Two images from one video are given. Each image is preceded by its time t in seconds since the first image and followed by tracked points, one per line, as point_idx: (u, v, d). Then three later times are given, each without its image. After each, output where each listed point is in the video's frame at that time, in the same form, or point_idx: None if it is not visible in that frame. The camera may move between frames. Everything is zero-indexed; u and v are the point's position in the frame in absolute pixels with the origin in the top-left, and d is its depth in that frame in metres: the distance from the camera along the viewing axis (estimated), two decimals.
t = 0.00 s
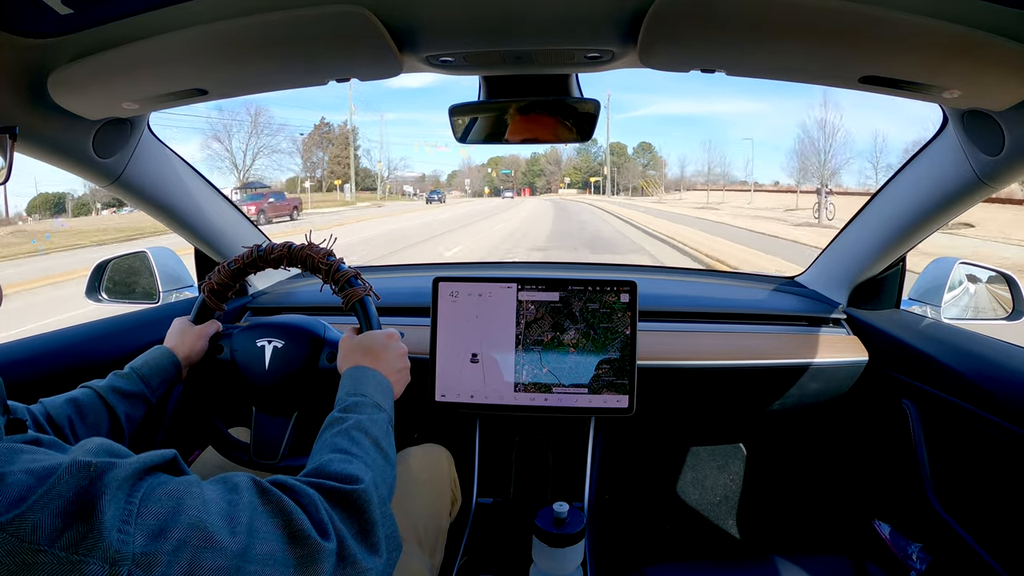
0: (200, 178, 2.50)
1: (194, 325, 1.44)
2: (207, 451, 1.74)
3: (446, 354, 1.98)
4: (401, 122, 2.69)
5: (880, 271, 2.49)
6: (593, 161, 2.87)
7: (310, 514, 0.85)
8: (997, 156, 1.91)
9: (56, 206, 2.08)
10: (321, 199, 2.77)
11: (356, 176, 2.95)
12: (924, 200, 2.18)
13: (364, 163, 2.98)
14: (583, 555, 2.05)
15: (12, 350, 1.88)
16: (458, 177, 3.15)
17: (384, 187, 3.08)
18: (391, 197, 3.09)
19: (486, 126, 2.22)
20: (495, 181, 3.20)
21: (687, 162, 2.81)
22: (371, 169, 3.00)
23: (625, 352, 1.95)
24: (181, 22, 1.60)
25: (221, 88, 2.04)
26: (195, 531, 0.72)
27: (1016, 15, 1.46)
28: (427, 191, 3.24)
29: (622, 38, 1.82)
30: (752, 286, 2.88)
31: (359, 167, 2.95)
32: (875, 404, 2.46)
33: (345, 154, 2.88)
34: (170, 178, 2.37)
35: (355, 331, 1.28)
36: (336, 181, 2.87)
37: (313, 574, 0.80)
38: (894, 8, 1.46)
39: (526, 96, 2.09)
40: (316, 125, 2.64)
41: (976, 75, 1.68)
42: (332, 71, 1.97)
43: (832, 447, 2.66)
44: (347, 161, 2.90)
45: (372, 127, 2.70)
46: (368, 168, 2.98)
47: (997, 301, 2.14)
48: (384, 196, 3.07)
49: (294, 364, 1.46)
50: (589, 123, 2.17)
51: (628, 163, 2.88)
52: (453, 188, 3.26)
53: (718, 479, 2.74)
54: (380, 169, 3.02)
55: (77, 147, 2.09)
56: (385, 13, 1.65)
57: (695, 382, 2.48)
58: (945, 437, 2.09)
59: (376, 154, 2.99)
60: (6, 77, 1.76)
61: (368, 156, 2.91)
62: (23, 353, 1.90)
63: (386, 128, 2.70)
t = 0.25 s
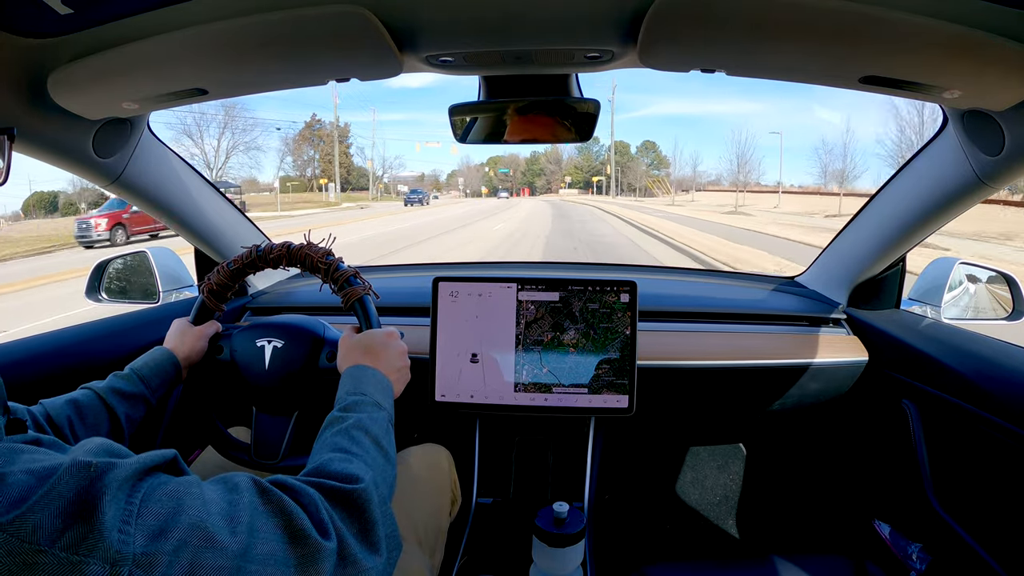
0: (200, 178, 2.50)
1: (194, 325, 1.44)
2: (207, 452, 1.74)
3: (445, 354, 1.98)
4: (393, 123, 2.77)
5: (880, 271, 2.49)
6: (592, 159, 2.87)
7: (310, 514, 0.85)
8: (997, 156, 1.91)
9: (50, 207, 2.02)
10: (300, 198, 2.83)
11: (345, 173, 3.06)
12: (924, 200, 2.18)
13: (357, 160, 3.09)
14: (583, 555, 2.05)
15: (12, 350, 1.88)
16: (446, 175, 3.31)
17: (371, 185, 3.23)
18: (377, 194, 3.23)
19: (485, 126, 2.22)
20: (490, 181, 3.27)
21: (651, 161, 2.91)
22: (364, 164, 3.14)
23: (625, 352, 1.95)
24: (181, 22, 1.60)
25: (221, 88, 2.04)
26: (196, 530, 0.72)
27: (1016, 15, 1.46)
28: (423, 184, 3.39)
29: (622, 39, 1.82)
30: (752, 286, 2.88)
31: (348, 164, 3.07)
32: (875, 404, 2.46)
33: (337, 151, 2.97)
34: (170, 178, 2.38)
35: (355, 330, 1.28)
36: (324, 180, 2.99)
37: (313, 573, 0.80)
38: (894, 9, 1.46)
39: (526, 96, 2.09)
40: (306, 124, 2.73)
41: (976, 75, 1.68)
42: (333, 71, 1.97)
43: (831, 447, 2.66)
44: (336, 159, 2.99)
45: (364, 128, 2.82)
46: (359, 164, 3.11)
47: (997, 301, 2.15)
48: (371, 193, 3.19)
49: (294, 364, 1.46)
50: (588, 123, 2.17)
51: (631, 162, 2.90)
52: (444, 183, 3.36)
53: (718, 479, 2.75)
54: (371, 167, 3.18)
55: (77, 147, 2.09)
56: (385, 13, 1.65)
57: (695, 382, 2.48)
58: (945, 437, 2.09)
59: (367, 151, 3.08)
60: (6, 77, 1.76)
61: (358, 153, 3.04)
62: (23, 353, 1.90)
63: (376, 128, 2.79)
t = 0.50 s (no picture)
0: (200, 179, 2.50)
1: (194, 327, 1.43)
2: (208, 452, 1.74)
3: (446, 354, 1.98)
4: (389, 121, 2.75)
5: (880, 270, 2.49)
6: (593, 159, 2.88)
7: (315, 511, 0.85)
8: (997, 155, 1.91)
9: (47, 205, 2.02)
10: (280, 196, 2.74)
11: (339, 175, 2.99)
12: (924, 199, 2.18)
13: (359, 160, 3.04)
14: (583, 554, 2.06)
15: (13, 351, 1.88)
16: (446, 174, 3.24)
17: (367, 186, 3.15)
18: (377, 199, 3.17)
19: (485, 125, 2.22)
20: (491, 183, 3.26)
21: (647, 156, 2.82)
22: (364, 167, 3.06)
23: (625, 351, 1.95)
24: (182, 22, 1.60)
25: (221, 88, 2.04)
26: (200, 530, 0.73)
27: (1016, 15, 1.46)
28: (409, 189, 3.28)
29: (622, 38, 1.82)
30: (752, 285, 2.88)
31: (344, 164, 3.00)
32: (875, 403, 2.47)
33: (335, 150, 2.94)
34: (170, 178, 2.37)
35: (356, 328, 1.28)
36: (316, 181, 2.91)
37: (318, 571, 0.80)
38: (894, 8, 1.46)
39: (527, 96, 2.09)
40: (295, 119, 2.66)
41: (976, 75, 1.68)
42: (332, 72, 1.97)
43: (831, 446, 2.67)
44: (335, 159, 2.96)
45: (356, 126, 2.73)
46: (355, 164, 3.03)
47: (997, 300, 2.15)
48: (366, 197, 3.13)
49: (295, 363, 1.46)
50: (589, 123, 2.16)
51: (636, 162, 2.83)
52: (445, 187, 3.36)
53: (719, 478, 2.76)
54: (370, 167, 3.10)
55: (77, 147, 2.09)
56: (385, 13, 1.65)
57: (695, 382, 2.48)
58: (945, 436, 2.09)
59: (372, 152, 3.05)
60: (6, 77, 1.76)
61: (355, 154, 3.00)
62: (24, 353, 1.90)
63: (368, 127, 2.74)
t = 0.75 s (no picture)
0: (201, 180, 2.50)
1: (194, 329, 1.43)
2: (207, 453, 1.74)
3: (446, 355, 1.98)
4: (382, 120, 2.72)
5: (880, 271, 2.49)
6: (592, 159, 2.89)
7: (309, 511, 0.84)
8: (997, 157, 1.91)
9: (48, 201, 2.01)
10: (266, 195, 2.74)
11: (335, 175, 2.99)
12: (924, 201, 2.18)
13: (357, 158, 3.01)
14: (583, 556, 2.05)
15: (12, 352, 1.88)
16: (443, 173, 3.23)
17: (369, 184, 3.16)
18: (343, 198, 3.01)
19: (485, 127, 2.22)
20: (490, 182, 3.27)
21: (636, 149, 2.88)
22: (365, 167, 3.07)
23: (625, 353, 1.95)
24: (181, 24, 1.60)
25: (221, 89, 2.04)
26: (194, 528, 0.72)
27: (1014, 16, 1.46)
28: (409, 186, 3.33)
29: (621, 39, 1.82)
30: (752, 286, 2.88)
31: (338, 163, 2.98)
32: (875, 404, 2.46)
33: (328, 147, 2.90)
34: (170, 180, 2.38)
35: (355, 329, 1.28)
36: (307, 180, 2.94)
37: (312, 571, 0.80)
38: (892, 9, 1.46)
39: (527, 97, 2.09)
40: (286, 115, 2.61)
41: (975, 76, 1.68)
42: (333, 73, 1.97)
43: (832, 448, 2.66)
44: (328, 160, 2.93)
45: (348, 123, 2.71)
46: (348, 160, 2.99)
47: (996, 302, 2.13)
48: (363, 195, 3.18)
49: (294, 365, 1.45)
50: (588, 124, 2.17)
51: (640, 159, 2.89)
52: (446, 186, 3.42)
53: (719, 480, 2.73)
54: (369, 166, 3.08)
55: (77, 148, 2.09)
56: (385, 15, 1.65)
57: (695, 383, 2.48)
58: (945, 438, 2.09)
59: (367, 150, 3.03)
60: (6, 79, 1.76)
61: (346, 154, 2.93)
62: (23, 354, 1.89)
63: (360, 125, 2.71)
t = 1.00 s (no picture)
0: (200, 179, 2.50)
1: (193, 328, 1.43)
2: (207, 452, 1.74)
3: (446, 354, 1.98)
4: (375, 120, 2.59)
5: (880, 271, 2.49)
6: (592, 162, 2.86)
7: (311, 509, 0.84)
8: (997, 157, 1.91)
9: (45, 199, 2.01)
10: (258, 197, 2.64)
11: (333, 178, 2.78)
12: (924, 201, 2.18)
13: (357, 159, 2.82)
14: (583, 555, 2.05)
15: (11, 350, 1.88)
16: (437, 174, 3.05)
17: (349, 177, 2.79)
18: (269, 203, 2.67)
19: (486, 125, 2.22)
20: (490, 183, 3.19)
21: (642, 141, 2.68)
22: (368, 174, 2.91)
23: (625, 352, 1.95)
24: (181, 22, 1.60)
25: (220, 88, 2.04)
26: (196, 527, 0.73)
27: (1014, 16, 1.46)
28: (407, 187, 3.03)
29: (622, 38, 1.81)
30: (752, 286, 2.88)
31: (330, 161, 2.73)
32: (875, 404, 2.47)
33: (316, 144, 2.65)
34: (170, 179, 2.38)
35: (355, 327, 1.28)
36: (296, 179, 2.69)
37: (314, 569, 0.80)
38: (892, 9, 1.46)
39: (526, 97, 2.10)
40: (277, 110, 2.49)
41: (975, 76, 1.68)
42: (332, 71, 1.97)
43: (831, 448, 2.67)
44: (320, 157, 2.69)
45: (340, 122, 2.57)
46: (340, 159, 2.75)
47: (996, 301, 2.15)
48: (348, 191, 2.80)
49: (295, 364, 1.46)
50: (588, 123, 2.16)
51: (640, 158, 2.73)
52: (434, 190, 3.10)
53: (718, 479, 2.77)
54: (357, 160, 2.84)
55: (77, 147, 2.09)
56: (385, 13, 1.65)
57: (695, 383, 2.48)
58: (945, 438, 2.09)
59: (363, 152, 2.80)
60: (6, 77, 1.76)
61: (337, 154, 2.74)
62: (23, 353, 1.89)
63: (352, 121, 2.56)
